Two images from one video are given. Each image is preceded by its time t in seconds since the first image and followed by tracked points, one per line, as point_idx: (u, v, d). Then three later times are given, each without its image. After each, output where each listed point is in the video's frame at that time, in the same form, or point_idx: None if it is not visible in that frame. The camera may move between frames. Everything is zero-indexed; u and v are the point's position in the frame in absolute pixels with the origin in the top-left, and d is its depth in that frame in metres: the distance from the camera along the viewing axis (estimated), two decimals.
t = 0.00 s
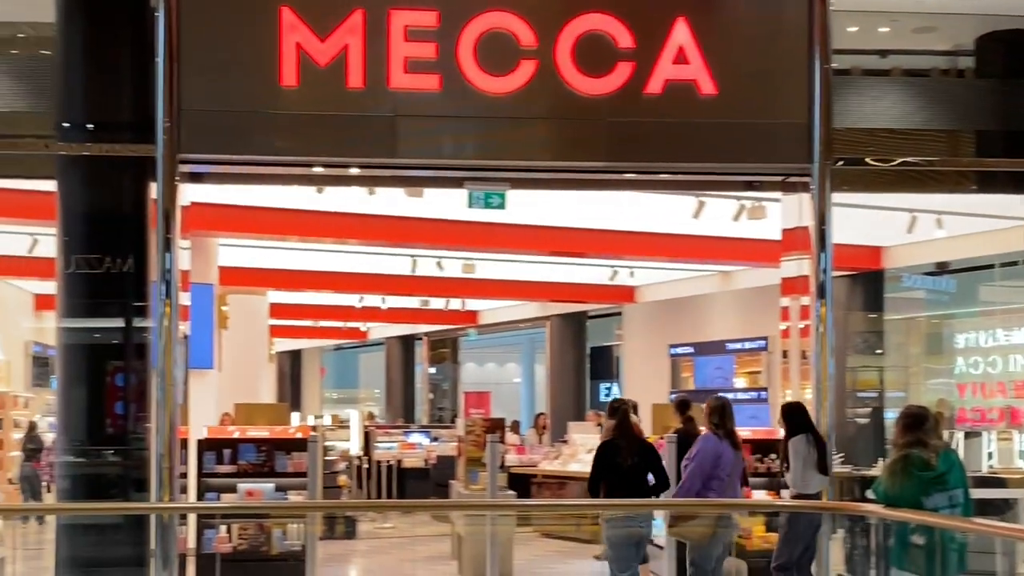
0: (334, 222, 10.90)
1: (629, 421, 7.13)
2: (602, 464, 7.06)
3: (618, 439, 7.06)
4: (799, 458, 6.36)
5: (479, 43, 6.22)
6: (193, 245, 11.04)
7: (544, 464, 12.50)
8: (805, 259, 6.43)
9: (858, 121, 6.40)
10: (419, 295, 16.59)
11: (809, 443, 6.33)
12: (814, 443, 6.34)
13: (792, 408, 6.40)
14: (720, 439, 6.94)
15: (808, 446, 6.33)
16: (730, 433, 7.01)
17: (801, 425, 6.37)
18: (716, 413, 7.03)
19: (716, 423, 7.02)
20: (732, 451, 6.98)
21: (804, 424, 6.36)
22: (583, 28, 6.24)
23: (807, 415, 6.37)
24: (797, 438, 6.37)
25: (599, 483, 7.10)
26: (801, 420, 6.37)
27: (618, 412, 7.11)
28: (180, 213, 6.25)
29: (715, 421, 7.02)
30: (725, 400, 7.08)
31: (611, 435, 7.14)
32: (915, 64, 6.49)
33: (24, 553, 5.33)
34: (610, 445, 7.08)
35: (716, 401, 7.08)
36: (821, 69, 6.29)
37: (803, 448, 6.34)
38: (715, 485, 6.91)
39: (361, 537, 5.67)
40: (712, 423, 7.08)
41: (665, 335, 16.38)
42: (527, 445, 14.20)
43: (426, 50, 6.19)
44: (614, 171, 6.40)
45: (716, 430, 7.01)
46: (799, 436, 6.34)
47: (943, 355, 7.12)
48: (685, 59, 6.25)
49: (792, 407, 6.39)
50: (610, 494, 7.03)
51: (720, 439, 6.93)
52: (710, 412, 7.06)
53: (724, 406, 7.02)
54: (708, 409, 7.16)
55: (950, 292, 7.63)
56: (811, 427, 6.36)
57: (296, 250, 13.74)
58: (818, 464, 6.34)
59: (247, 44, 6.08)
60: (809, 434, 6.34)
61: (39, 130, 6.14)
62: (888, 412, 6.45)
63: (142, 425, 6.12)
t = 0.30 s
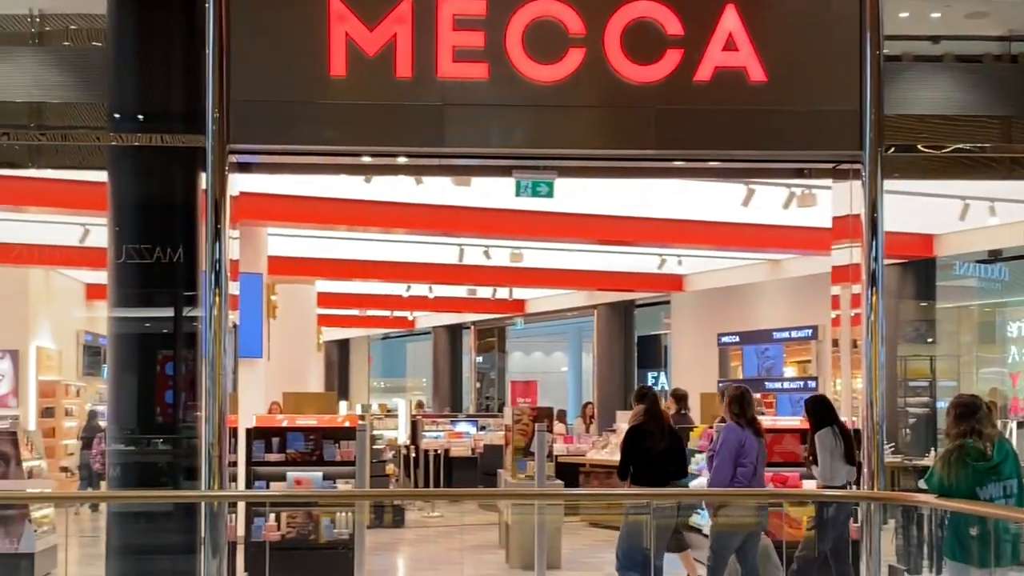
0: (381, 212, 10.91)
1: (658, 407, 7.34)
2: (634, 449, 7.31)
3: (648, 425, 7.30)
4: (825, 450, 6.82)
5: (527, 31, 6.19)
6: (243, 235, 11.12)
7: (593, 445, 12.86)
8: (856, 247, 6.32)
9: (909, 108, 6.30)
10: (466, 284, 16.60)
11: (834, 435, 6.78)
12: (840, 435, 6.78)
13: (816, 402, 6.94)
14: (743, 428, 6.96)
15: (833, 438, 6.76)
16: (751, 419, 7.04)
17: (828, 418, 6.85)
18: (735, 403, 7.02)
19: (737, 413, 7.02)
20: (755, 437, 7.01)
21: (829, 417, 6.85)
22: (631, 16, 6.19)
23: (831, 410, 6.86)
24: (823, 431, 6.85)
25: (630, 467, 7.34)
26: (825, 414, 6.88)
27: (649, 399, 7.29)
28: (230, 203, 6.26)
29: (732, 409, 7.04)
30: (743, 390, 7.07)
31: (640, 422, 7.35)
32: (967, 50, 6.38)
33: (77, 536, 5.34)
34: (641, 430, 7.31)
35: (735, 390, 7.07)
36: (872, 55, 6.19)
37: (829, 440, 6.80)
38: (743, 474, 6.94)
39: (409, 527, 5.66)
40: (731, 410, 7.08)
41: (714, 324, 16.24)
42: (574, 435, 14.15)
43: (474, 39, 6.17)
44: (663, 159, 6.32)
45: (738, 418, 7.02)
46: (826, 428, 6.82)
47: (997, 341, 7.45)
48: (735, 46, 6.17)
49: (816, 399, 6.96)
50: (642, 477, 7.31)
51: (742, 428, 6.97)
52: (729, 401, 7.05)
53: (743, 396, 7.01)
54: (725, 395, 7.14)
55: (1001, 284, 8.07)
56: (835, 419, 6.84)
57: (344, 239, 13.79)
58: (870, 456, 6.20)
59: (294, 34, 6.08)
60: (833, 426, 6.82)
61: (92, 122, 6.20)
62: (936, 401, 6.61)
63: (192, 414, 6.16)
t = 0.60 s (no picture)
0: (424, 202, 10.93)
1: (681, 398, 7.21)
2: (660, 439, 7.18)
3: (675, 415, 7.21)
4: (842, 441, 7.33)
5: (570, 20, 6.16)
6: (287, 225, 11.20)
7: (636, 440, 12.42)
8: (902, 235, 6.23)
9: (954, 95, 6.22)
10: (508, 273, 16.59)
11: (851, 426, 7.29)
12: (857, 428, 7.29)
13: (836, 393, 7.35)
14: (755, 421, 6.87)
15: (851, 430, 7.28)
16: (763, 411, 6.92)
17: (845, 410, 7.32)
18: (748, 395, 6.91)
19: (749, 405, 6.90)
20: (769, 430, 6.91)
21: (847, 410, 7.31)
22: (675, 3, 6.14)
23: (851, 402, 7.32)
24: (840, 422, 7.33)
25: (656, 457, 7.24)
26: (843, 407, 7.33)
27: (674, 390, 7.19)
28: (274, 193, 6.30)
29: (748, 402, 6.90)
30: (754, 380, 6.93)
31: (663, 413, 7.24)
32: (1014, 36, 6.29)
33: (122, 525, 5.53)
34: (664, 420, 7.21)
35: (747, 382, 6.93)
36: (918, 42, 6.09)
37: (846, 432, 7.30)
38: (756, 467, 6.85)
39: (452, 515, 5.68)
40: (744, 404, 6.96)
41: (757, 313, 16.11)
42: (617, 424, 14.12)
43: (516, 28, 6.14)
44: (707, 147, 6.27)
45: (751, 411, 6.90)
46: (843, 420, 7.31)
47: None
48: (780, 33, 6.09)
49: (834, 388, 7.35)
50: (668, 466, 7.19)
51: (755, 419, 6.87)
52: (744, 394, 6.92)
53: (755, 388, 6.89)
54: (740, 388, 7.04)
55: None
56: (851, 411, 7.32)
57: (384, 229, 13.83)
58: (915, 446, 6.13)
59: (336, 24, 6.08)
60: (850, 418, 7.31)
61: (136, 114, 6.26)
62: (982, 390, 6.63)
63: (237, 403, 6.21)
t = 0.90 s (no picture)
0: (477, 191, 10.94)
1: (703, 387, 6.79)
2: (681, 429, 6.81)
3: (698, 404, 6.80)
4: (872, 427, 6.96)
5: (624, 9, 6.11)
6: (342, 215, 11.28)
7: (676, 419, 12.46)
8: (961, 223, 6.19)
9: (1014, 82, 6.10)
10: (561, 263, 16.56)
11: (881, 414, 6.91)
12: (889, 415, 6.92)
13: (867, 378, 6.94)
14: (780, 408, 6.41)
15: (882, 418, 6.90)
16: (790, 398, 6.45)
17: (874, 396, 6.93)
18: (773, 381, 6.47)
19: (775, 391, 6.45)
20: (795, 417, 6.43)
21: (876, 396, 6.93)
22: None
23: (880, 387, 6.93)
24: (870, 409, 6.95)
25: (678, 448, 6.88)
26: (872, 392, 6.94)
27: (695, 380, 6.74)
28: (329, 184, 6.33)
29: (772, 388, 6.46)
30: (781, 366, 6.48)
31: (687, 401, 6.84)
32: None
33: (180, 511, 5.70)
34: (687, 410, 6.83)
35: (774, 367, 6.48)
36: (977, 28, 5.97)
37: (877, 419, 6.92)
38: (777, 455, 6.38)
39: (505, 505, 5.75)
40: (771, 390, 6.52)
41: (814, 301, 15.89)
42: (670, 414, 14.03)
43: (569, 17, 6.11)
44: (761, 136, 6.19)
45: (777, 397, 6.45)
46: (872, 407, 6.92)
47: None
48: (836, 21, 6.00)
49: (867, 374, 6.94)
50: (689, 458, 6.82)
51: (779, 407, 6.40)
52: (770, 379, 6.48)
53: (782, 373, 6.44)
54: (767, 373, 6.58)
55: None
56: (881, 397, 6.94)
57: (438, 219, 13.87)
58: (973, 435, 6.06)
59: (389, 16, 6.10)
60: (879, 405, 6.92)
61: (194, 105, 6.34)
62: None
63: (292, 393, 6.25)
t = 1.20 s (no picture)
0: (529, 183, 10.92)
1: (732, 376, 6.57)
2: (706, 416, 6.61)
3: (725, 392, 6.59)
4: (909, 420, 6.73)
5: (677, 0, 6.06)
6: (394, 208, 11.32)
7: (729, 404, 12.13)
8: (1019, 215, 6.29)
9: None
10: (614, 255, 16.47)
11: (918, 407, 6.70)
12: (925, 408, 6.71)
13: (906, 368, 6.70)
14: (810, 404, 6.38)
15: (919, 411, 6.69)
16: (821, 393, 6.41)
17: (911, 389, 6.70)
18: (805, 377, 6.45)
19: (807, 387, 6.43)
20: (826, 413, 6.40)
21: (913, 389, 6.69)
22: None
23: (917, 380, 6.69)
24: (906, 402, 6.73)
25: (705, 436, 6.68)
26: (910, 384, 6.69)
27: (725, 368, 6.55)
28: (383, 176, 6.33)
29: (805, 383, 6.41)
30: (812, 363, 6.48)
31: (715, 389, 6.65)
32: None
33: (236, 502, 5.62)
34: (713, 397, 6.64)
35: (806, 364, 6.48)
36: None
37: (913, 412, 6.70)
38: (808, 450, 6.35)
39: (557, 498, 5.75)
40: (802, 385, 6.49)
41: (869, 290, 15.69)
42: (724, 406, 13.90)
43: (622, 8, 6.06)
44: (816, 126, 6.11)
45: (807, 393, 6.42)
46: (909, 400, 6.70)
47: None
48: (892, 9, 5.91)
49: (906, 365, 6.71)
50: (717, 447, 6.61)
51: (809, 402, 6.37)
52: (802, 376, 6.47)
53: (814, 370, 6.43)
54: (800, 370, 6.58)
55: None
56: (917, 390, 6.71)
57: (490, 211, 13.87)
58: None
59: (442, 9, 6.09)
60: (916, 397, 6.70)
61: (247, 99, 6.42)
62: None
63: (345, 384, 6.30)
